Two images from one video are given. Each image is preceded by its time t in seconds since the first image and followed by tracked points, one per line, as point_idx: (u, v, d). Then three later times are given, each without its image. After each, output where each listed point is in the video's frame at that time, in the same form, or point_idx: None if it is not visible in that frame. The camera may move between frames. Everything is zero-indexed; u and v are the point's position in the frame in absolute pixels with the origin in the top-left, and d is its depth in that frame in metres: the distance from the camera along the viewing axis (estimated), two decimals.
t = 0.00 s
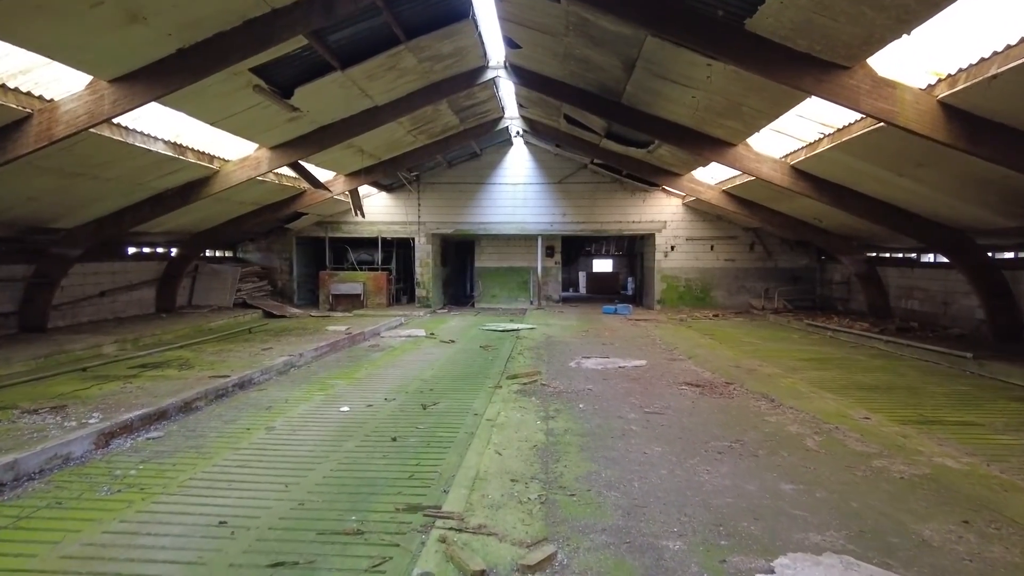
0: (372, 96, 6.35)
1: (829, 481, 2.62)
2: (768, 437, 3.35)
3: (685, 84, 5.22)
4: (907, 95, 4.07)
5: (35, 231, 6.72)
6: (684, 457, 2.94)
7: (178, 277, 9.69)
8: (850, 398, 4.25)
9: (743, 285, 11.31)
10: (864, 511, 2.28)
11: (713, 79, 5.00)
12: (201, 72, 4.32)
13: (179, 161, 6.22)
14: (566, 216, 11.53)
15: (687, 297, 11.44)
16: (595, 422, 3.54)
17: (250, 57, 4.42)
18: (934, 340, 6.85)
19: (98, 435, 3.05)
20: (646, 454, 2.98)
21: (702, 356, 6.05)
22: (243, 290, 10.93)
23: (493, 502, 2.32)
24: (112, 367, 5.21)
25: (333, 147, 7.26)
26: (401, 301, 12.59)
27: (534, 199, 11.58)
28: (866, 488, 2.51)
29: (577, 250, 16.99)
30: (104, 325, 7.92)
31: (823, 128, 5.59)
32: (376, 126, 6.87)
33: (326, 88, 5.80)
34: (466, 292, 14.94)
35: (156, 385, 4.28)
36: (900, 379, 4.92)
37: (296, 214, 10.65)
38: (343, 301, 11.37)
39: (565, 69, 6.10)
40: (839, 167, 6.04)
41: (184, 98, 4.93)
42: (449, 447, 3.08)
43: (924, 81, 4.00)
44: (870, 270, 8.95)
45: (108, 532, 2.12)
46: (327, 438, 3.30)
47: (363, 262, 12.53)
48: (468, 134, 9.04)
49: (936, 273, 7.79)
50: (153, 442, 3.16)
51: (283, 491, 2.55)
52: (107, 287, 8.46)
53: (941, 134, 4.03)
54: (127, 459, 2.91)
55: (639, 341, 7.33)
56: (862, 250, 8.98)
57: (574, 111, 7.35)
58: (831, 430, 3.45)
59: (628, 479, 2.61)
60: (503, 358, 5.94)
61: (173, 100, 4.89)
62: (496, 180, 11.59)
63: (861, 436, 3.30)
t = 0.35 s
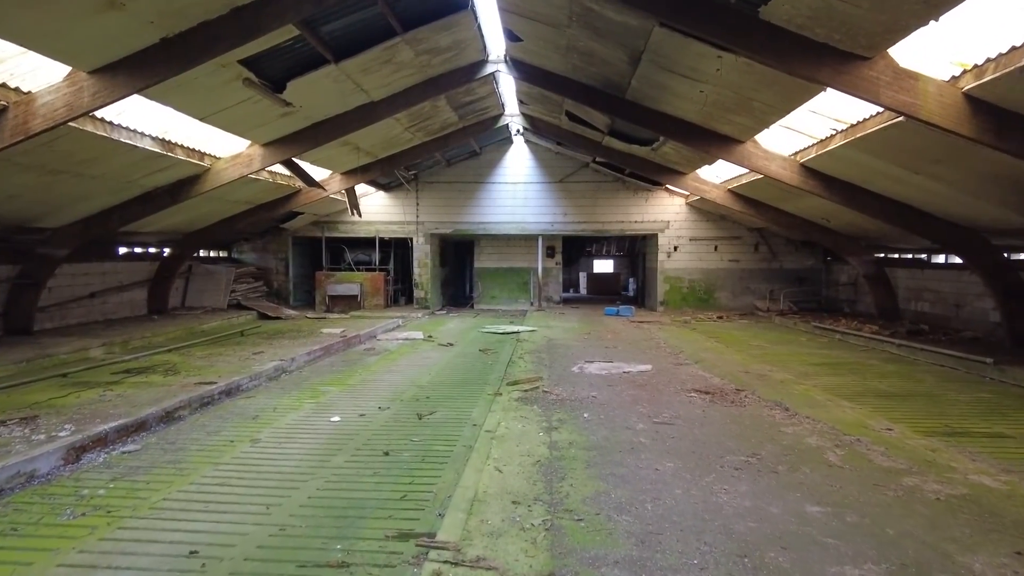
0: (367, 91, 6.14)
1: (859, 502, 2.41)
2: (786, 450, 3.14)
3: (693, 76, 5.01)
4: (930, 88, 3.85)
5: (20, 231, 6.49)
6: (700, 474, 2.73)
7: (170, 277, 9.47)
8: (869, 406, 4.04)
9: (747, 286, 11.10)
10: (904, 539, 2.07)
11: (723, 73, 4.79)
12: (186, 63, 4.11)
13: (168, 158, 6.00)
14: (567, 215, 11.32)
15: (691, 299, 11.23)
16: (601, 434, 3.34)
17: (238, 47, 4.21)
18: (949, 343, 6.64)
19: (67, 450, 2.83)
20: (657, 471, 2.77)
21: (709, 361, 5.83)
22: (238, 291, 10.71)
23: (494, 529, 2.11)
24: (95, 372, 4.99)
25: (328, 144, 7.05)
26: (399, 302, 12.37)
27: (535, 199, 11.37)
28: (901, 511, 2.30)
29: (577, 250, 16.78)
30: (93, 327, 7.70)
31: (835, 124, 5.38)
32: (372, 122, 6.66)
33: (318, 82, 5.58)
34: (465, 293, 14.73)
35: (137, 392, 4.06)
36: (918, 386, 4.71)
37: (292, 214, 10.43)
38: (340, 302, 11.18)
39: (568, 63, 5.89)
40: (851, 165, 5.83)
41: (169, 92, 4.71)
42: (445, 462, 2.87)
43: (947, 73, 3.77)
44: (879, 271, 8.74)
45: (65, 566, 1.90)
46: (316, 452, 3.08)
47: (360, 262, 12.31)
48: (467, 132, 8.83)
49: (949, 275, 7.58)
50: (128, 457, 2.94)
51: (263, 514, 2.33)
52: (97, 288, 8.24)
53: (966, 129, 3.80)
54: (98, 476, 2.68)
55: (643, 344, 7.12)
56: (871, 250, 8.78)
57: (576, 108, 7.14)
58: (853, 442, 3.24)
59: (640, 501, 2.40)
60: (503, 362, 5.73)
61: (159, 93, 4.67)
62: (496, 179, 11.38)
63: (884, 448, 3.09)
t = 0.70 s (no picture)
0: (360, 84, 5.94)
1: (889, 520, 2.21)
2: (802, 460, 2.94)
3: (699, 67, 4.81)
4: (951, 77, 3.62)
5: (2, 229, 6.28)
6: (713, 489, 2.54)
7: (161, 277, 9.26)
8: (886, 412, 3.84)
9: (750, 286, 10.91)
10: (944, 564, 1.87)
11: (730, 64, 4.59)
12: (168, 51, 3.90)
13: (154, 153, 5.79)
14: (566, 214, 11.13)
15: (692, 299, 11.03)
16: (605, 443, 3.14)
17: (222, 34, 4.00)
18: (960, 345, 6.45)
19: (29, 463, 2.61)
20: (665, 485, 2.58)
21: (715, 364, 5.63)
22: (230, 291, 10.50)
23: (490, 554, 1.91)
24: (76, 375, 4.78)
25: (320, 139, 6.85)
26: (395, 303, 12.16)
27: (534, 197, 11.18)
28: (936, 531, 2.10)
29: (577, 250, 16.58)
30: (79, 328, 7.49)
31: (845, 117, 5.19)
32: (365, 116, 6.45)
33: (308, 74, 5.37)
34: (462, 293, 14.53)
35: (115, 397, 3.85)
36: (935, 390, 4.51)
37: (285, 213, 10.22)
38: (335, 302, 11.00)
39: (568, 55, 5.69)
40: (860, 160, 5.64)
41: (150, 82, 4.49)
42: (438, 475, 2.67)
43: (968, 61, 3.55)
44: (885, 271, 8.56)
45: None
46: (300, 463, 2.88)
47: (356, 262, 12.10)
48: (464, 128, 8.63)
49: (958, 274, 7.39)
50: (96, 470, 2.72)
51: (237, 536, 2.12)
52: (84, 288, 8.03)
53: (988, 119, 3.58)
54: (60, 492, 2.47)
55: (645, 346, 6.91)
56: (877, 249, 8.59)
57: (576, 103, 6.95)
58: (873, 451, 3.04)
59: (649, 520, 2.21)
60: (501, 365, 5.54)
61: (141, 83, 4.46)
62: (494, 177, 11.18)
63: (908, 458, 2.89)
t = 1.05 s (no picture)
0: (353, 78, 5.73)
1: (929, 548, 2.00)
2: (823, 477, 2.73)
3: (705, 58, 4.61)
4: (976, 66, 3.41)
5: None
6: (731, 511, 2.32)
7: (151, 278, 9.05)
8: (905, 421, 3.63)
9: (753, 286, 10.71)
10: None
11: (738, 55, 4.38)
12: (147, 41, 3.69)
13: (138, 149, 5.57)
14: (565, 213, 10.92)
15: (694, 300, 10.83)
16: (610, 458, 2.94)
17: (203, 22, 3.78)
18: (973, 347, 6.25)
19: None
20: (678, 506, 2.37)
21: (722, 368, 5.42)
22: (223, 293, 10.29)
23: None
24: (54, 381, 4.56)
25: (313, 135, 6.63)
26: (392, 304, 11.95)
27: (533, 196, 10.97)
28: (981, 563, 1.89)
29: (576, 250, 16.38)
30: (65, 331, 7.27)
31: (857, 112, 4.98)
32: (358, 112, 6.24)
33: (298, 67, 5.15)
34: (460, 294, 14.33)
35: (90, 405, 3.63)
36: (954, 396, 4.30)
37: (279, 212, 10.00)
38: (330, 304, 10.81)
39: (569, 47, 5.48)
40: (872, 156, 5.44)
41: (129, 74, 4.27)
42: (431, 495, 2.46)
43: (997, 48, 3.36)
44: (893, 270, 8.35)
45: None
46: (282, 480, 2.67)
47: (351, 262, 11.89)
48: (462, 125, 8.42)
49: (970, 274, 7.19)
50: (59, 489, 2.50)
51: (207, 567, 1.90)
52: (71, 289, 7.81)
53: (1016, 111, 3.37)
54: (16, 516, 2.25)
55: (648, 349, 6.71)
56: (884, 249, 8.39)
57: (576, 98, 6.74)
58: (899, 464, 2.83)
59: (663, 548, 2.00)
60: (498, 369, 5.33)
61: (120, 75, 4.24)
62: (492, 176, 10.97)
63: (937, 474, 2.68)
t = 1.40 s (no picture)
0: (349, 69, 5.53)
1: None
2: (852, 491, 2.53)
3: (718, 47, 4.41)
4: (1010, 51, 3.15)
5: None
6: (757, 531, 2.13)
7: (145, 277, 8.85)
8: (932, 429, 3.42)
9: (759, 286, 10.51)
10: None
11: (753, 43, 4.18)
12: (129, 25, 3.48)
13: (127, 143, 5.37)
14: (567, 211, 10.72)
15: (699, 300, 10.63)
16: (622, 471, 2.74)
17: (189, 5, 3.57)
18: (991, 349, 6.05)
19: None
20: (700, 526, 2.18)
21: (732, 371, 5.22)
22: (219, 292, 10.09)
23: None
24: (35, 383, 4.36)
25: (309, 130, 6.43)
26: (391, 304, 11.75)
27: (534, 194, 10.76)
28: None
29: (578, 250, 16.17)
30: (54, 331, 7.06)
31: (873, 104, 4.76)
32: (355, 105, 6.04)
33: (291, 57, 4.94)
34: (460, 294, 14.13)
35: (69, 410, 3.43)
36: (979, 401, 4.10)
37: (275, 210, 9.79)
38: (327, 304, 10.59)
39: (573, 37, 5.28)
40: (888, 151, 5.23)
41: (113, 62, 4.05)
42: (430, 513, 2.26)
43: None
44: (904, 270, 8.16)
45: None
46: (268, 496, 2.46)
47: (350, 261, 11.68)
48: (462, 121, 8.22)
49: (985, 273, 6.99)
50: (24, 506, 2.29)
51: None
52: (61, 289, 7.60)
53: None
54: None
55: (654, 350, 6.50)
56: (895, 248, 8.19)
57: (580, 92, 6.54)
58: (933, 478, 2.63)
59: None
60: (500, 372, 5.14)
61: (104, 63, 4.03)
62: (493, 174, 10.76)
63: (977, 489, 2.48)
